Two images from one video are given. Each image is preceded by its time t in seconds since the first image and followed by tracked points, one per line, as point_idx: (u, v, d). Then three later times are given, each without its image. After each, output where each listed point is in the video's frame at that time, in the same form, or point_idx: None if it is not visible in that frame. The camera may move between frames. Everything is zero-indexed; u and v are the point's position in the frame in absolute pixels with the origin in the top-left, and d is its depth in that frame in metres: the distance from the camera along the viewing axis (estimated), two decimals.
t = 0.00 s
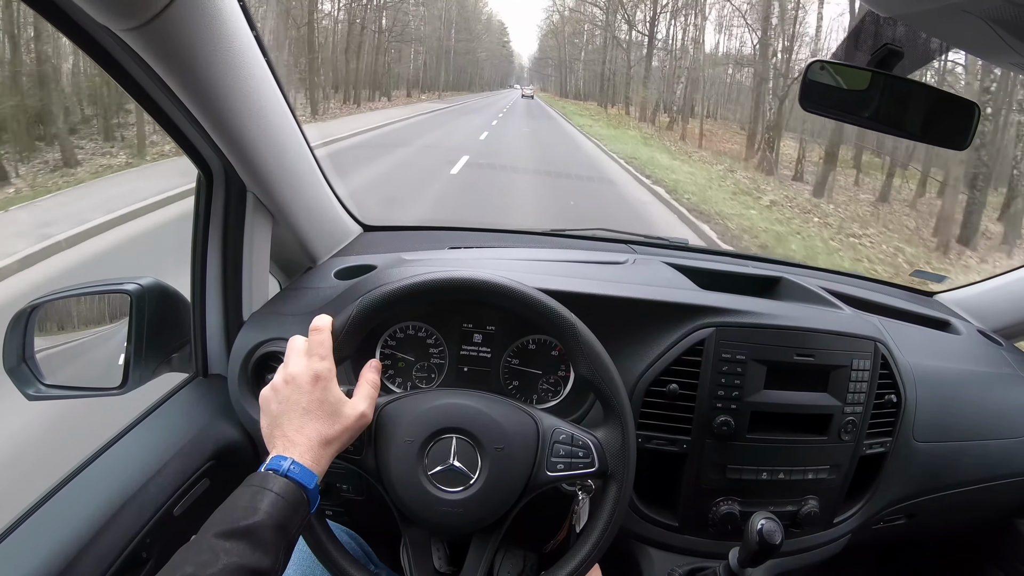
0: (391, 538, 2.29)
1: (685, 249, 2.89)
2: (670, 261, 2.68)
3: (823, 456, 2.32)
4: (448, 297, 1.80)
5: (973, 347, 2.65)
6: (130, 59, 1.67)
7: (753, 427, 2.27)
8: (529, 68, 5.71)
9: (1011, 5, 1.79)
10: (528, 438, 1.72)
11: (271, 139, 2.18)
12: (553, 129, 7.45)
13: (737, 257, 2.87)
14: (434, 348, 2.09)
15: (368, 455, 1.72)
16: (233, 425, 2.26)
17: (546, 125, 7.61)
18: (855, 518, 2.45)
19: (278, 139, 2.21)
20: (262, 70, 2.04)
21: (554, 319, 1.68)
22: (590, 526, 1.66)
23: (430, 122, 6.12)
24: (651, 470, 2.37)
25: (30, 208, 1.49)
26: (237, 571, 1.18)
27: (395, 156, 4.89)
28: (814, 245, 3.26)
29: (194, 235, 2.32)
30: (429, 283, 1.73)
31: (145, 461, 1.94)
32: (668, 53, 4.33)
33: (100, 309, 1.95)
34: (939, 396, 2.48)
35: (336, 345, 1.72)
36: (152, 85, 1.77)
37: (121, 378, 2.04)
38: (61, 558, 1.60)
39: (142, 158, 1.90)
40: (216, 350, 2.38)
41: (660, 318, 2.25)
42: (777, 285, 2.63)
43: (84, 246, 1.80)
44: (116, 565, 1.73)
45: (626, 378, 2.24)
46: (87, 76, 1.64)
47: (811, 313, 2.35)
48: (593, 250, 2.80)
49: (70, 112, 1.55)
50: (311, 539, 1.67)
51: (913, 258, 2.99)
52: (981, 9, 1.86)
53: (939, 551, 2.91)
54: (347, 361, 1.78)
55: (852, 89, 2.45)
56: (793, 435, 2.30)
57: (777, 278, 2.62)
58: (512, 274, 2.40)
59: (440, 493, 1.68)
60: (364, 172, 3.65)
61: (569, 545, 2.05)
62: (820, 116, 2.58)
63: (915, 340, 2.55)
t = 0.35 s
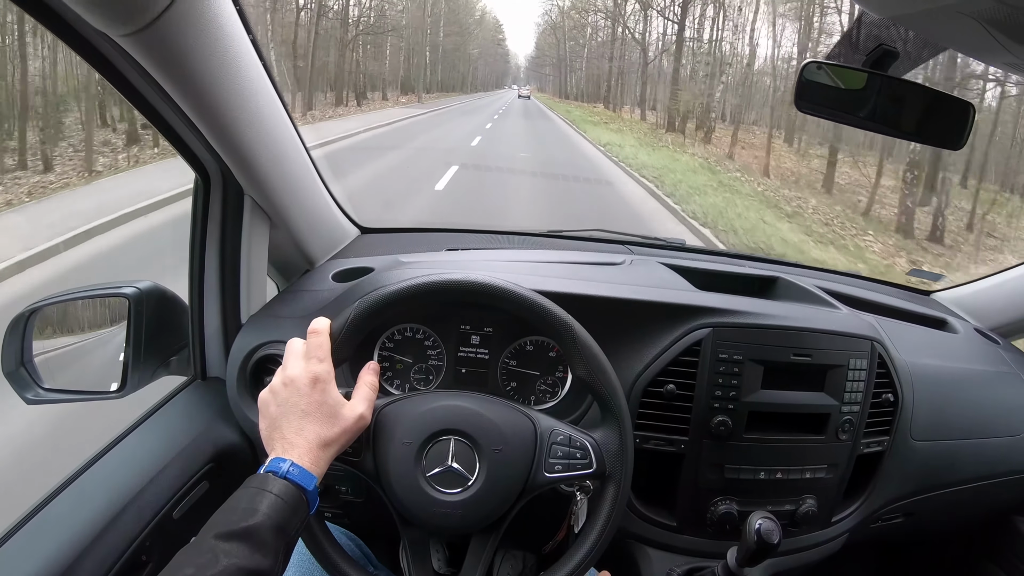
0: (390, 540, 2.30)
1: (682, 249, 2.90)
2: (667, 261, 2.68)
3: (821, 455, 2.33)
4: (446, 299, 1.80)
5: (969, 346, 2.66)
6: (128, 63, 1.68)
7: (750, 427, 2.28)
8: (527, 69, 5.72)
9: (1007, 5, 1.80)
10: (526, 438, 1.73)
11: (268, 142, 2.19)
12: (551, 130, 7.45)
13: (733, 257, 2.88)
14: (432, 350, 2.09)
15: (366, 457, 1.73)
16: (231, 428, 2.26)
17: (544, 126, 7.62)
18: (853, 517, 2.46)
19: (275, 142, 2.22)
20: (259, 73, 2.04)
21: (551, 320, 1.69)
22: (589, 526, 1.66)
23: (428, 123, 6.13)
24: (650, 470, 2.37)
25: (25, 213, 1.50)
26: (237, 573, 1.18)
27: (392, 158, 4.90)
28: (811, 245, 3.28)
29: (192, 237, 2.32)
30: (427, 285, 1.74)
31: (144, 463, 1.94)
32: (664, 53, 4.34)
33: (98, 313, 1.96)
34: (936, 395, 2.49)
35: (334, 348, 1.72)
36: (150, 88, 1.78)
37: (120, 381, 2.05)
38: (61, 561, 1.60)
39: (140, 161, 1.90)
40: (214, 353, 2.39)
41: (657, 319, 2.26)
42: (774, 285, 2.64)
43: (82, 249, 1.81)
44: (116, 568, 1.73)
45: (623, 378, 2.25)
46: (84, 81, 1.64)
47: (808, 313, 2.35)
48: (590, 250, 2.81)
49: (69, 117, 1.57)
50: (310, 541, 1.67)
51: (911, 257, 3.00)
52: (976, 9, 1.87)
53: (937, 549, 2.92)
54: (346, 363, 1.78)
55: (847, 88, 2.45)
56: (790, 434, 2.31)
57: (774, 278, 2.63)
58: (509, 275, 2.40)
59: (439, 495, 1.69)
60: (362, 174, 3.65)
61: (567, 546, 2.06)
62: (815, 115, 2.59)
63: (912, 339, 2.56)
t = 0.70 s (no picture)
0: (389, 539, 2.30)
1: (681, 247, 2.90)
2: (665, 260, 2.68)
3: (820, 453, 2.33)
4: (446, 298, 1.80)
5: (968, 344, 2.67)
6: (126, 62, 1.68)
7: (749, 425, 2.28)
8: (525, 68, 5.71)
9: (1007, 4, 1.80)
10: (525, 437, 1.72)
11: (267, 140, 2.18)
12: (548, 130, 7.44)
13: (732, 256, 2.88)
14: (431, 348, 2.09)
15: (366, 456, 1.72)
16: (231, 427, 2.26)
17: (542, 126, 7.62)
18: (852, 515, 2.46)
19: (274, 140, 2.22)
20: (258, 71, 2.04)
21: (551, 318, 1.69)
22: (588, 525, 1.66)
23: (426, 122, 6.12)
24: (649, 469, 2.37)
25: (25, 212, 1.50)
26: (236, 573, 1.18)
27: (391, 157, 4.89)
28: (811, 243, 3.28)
29: (190, 237, 2.31)
30: (425, 283, 1.73)
31: (143, 463, 1.94)
32: (662, 51, 4.32)
33: (96, 312, 1.95)
34: (935, 393, 2.49)
35: (333, 347, 1.71)
36: (150, 87, 1.78)
37: (119, 380, 2.04)
38: (60, 561, 1.60)
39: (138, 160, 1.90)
40: (213, 353, 2.38)
41: (656, 317, 2.26)
42: (773, 284, 2.64)
43: (81, 248, 1.81)
44: (116, 568, 1.73)
45: (623, 377, 2.25)
46: (82, 80, 1.64)
47: (807, 311, 2.35)
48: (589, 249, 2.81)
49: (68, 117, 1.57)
50: (310, 540, 1.67)
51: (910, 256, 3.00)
52: (976, 7, 1.86)
53: (935, 548, 2.93)
54: (344, 362, 1.78)
55: (848, 88, 2.45)
56: (790, 433, 2.31)
57: (773, 276, 2.63)
58: (508, 274, 2.40)
59: (437, 493, 1.69)
60: (360, 173, 3.65)
61: (566, 544, 2.06)
62: (815, 114, 2.60)
63: (910, 338, 2.56)
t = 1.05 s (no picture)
0: (390, 541, 2.30)
1: (682, 249, 2.90)
2: (667, 262, 2.69)
3: (820, 456, 2.33)
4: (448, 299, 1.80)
5: (969, 347, 2.67)
6: (131, 63, 1.68)
7: (751, 427, 2.28)
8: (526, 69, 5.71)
9: (1008, 8, 1.80)
10: (527, 438, 1.72)
11: (269, 141, 2.18)
12: (548, 131, 7.45)
13: (733, 257, 2.89)
14: (433, 349, 2.09)
15: (368, 457, 1.72)
16: (232, 428, 2.26)
17: (542, 127, 7.62)
18: (853, 517, 2.46)
19: (277, 141, 2.22)
20: (261, 72, 2.05)
21: (554, 320, 1.69)
22: (590, 527, 1.66)
23: (426, 123, 6.12)
24: (650, 470, 2.37)
25: (28, 212, 1.50)
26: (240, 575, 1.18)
27: (391, 158, 4.89)
28: (811, 246, 3.28)
29: (191, 237, 2.31)
30: (428, 284, 1.73)
31: (144, 464, 1.93)
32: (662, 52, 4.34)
33: (98, 313, 1.95)
34: (936, 395, 2.49)
35: (335, 348, 1.71)
36: (154, 89, 1.79)
37: (120, 380, 2.04)
38: (62, 562, 1.60)
39: (140, 161, 1.89)
40: (214, 353, 2.38)
41: (658, 320, 2.26)
42: (774, 286, 2.64)
43: (83, 248, 1.80)
44: (118, 569, 1.73)
45: (624, 379, 2.25)
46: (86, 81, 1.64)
47: (808, 314, 2.36)
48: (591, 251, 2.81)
49: (72, 117, 1.57)
50: (312, 541, 1.67)
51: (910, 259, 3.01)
52: (977, 11, 1.87)
53: (936, 550, 2.93)
54: (347, 364, 1.78)
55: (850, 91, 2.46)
56: (791, 435, 2.31)
57: (774, 278, 2.63)
58: (510, 275, 2.40)
59: (439, 495, 1.69)
60: (361, 174, 3.65)
61: (568, 546, 2.06)
62: (817, 117, 2.61)
63: (910, 340, 2.56)
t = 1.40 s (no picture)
0: (389, 542, 2.30)
1: (680, 250, 2.90)
2: (665, 262, 2.69)
3: (819, 455, 2.33)
4: (446, 300, 1.80)
5: (967, 346, 2.67)
6: (129, 65, 1.68)
7: (749, 427, 2.28)
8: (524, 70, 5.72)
9: (1003, 7, 1.81)
10: (525, 439, 1.73)
11: (267, 142, 2.18)
12: (546, 132, 7.45)
13: (731, 258, 2.89)
14: (431, 351, 2.09)
15: (366, 458, 1.72)
16: (231, 430, 2.26)
17: (540, 128, 7.63)
18: (852, 517, 2.46)
19: (274, 143, 2.22)
20: (259, 74, 2.05)
21: (551, 321, 1.69)
22: (588, 527, 1.66)
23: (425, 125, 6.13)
24: (649, 471, 2.37)
25: (28, 213, 1.50)
26: None
27: (389, 159, 4.90)
28: (809, 245, 3.28)
29: (190, 239, 2.31)
30: (426, 285, 1.73)
31: (143, 465, 1.94)
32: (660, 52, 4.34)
33: (97, 315, 1.96)
34: (935, 395, 2.49)
35: (332, 350, 1.71)
36: (151, 91, 1.79)
37: (119, 382, 2.05)
38: (61, 564, 1.60)
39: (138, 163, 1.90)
40: (213, 355, 2.38)
41: (656, 320, 2.26)
42: (772, 286, 2.64)
43: (81, 249, 1.80)
44: (117, 571, 1.73)
45: (623, 379, 2.25)
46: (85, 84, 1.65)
47: (807, 313, 2.36)
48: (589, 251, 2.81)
49: (72, 119, 1.57)
50: (310, 542, 1.67)
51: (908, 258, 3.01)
52: (973, 10, 1.87)
53: (936, 550, 2.93)
54: (344, 365, 1.78)
55: (848, 91, 2.46)
56: (789, 435, 2.31)
57: (772, 278, 2.63)
58: (508, 276, 2.40)
59: (438, 496, 1.69)
60: (360, 175, 3.66)
61: (567, 546, 2.06)
62: (815, 118, 2.60)
63: (909, 340, 2.56)
